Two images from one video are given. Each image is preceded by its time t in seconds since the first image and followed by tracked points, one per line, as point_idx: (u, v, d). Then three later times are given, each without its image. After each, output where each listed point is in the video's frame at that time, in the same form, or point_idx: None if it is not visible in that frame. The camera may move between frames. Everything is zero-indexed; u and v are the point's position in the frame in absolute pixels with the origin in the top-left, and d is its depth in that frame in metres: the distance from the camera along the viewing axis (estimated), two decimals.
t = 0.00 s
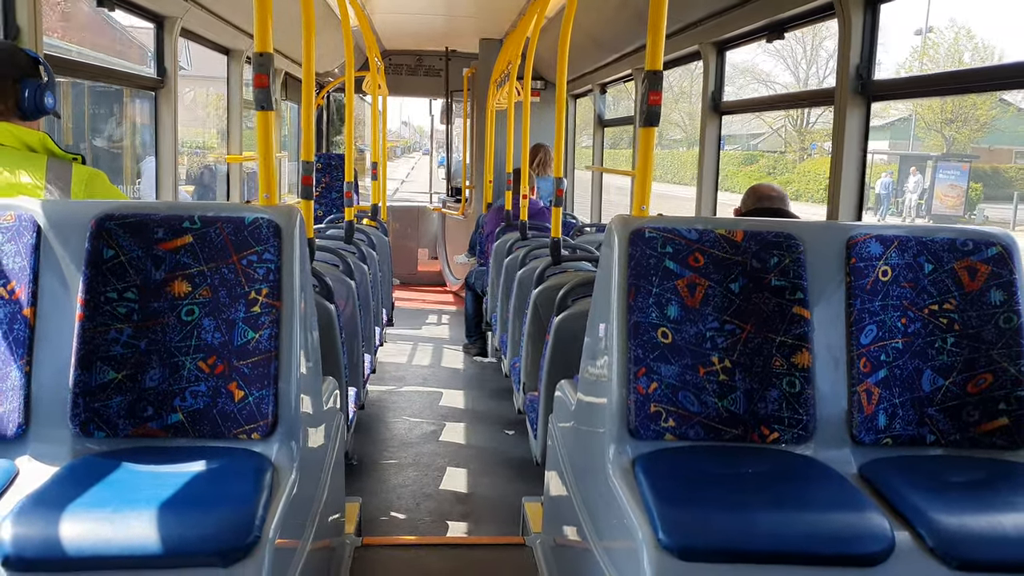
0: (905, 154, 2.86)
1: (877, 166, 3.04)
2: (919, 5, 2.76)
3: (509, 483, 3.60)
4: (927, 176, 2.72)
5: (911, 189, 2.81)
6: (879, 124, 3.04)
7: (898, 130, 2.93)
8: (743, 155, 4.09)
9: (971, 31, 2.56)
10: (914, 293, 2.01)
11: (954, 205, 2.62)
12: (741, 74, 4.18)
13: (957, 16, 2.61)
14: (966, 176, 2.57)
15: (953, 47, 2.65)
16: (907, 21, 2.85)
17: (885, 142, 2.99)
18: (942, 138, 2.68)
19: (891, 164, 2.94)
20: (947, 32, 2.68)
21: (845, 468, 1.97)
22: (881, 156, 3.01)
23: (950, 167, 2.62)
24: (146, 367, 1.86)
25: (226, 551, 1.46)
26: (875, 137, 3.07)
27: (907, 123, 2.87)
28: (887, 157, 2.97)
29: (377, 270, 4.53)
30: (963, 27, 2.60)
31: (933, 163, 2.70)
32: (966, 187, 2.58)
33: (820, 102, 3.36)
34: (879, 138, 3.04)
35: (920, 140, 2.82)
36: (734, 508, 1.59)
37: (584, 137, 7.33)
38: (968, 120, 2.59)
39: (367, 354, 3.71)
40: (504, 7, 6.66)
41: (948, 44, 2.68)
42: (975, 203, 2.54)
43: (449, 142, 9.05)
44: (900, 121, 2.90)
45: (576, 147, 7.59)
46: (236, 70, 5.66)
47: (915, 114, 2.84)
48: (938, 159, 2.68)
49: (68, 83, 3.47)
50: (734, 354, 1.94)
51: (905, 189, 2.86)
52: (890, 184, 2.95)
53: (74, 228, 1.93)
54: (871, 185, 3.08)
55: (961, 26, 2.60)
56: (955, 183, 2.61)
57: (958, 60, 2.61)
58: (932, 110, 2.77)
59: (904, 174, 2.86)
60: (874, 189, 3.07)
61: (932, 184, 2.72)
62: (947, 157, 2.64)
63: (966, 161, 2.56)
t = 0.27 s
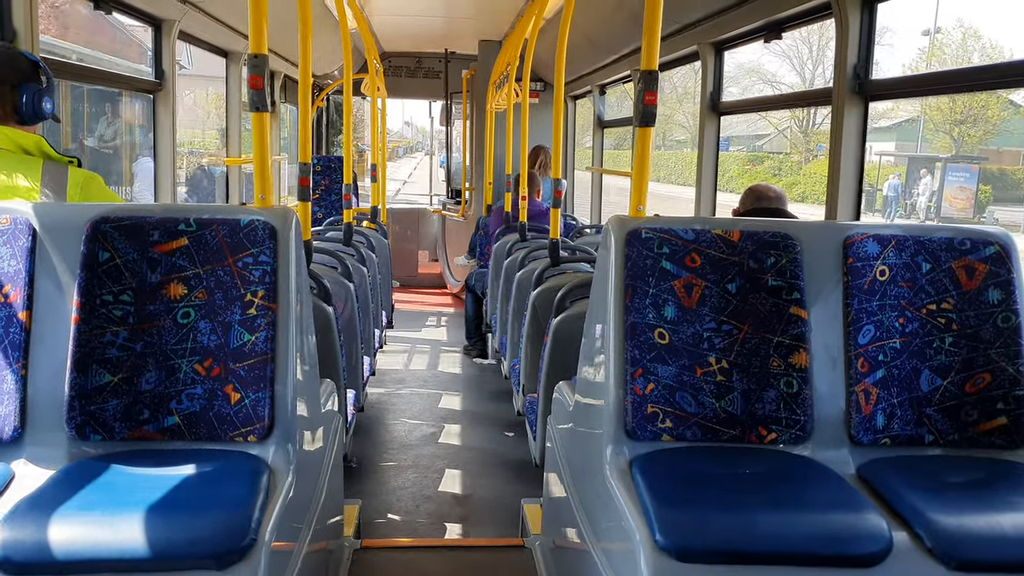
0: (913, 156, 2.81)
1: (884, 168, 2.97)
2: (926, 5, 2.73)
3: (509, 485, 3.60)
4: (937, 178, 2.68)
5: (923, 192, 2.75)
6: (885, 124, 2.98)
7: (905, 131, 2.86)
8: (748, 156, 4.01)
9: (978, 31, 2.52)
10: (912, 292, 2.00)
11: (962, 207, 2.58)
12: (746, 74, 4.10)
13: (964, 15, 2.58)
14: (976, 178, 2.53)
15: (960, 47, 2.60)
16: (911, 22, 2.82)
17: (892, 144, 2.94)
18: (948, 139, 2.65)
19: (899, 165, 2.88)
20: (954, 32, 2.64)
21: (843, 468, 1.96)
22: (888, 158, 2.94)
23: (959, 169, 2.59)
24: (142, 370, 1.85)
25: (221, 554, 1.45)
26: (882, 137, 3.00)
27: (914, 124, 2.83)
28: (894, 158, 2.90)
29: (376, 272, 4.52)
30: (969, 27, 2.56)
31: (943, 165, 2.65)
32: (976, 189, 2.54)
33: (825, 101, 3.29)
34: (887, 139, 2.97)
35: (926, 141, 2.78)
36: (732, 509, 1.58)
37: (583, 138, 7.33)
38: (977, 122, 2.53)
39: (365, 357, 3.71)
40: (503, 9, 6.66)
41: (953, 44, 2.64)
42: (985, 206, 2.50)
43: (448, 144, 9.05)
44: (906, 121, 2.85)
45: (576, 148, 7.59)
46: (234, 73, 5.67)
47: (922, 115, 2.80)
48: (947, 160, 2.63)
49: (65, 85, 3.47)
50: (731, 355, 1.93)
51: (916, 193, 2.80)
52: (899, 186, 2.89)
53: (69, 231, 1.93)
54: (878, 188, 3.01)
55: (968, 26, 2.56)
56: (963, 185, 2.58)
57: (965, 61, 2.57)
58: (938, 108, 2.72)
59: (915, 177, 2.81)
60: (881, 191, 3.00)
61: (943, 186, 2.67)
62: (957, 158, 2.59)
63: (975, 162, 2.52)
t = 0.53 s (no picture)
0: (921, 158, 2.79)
1: (892, 170, 2.95)
2: (936, 4, 2.71)
3: (514, 485, 3.60)
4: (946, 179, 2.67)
5: (934, 194, 2.72)
6: (893, 125, 2.97)
7: (912, 132, 2.87)
8: (754, 157, 4.00)
9: (987, 31, 2.50)
10: (918, 291, 2.01)
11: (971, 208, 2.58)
12: (752, 75, 4.09)
13: (972, 15, 2.56)
14: (986, 179, 2.52)
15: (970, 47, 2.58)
16: (921, 22, 2.81)
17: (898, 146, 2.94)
18: (956, 139, 2.64)
19: (907, 167, 2.86)
20: (963, 32, 2.62)
21: (851, 467, 1.96)
22: (895, 159, 2.93)
23: (969, 170, 2.58)
24: (150, 372, 1.86)
25: (232, 555, 1.46)
26: (890, 138, 2.99)
27: (922, 126, 2.82)
28: (901, 159, 2.90)
29: (380, 274, 4.53)
30: (978, 27, 2.54)
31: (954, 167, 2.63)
32: (986, 191, 2.54)
33: (829, 101, 3.30)
34: (893, 140, 2.97)
35: (934, 140, 2.75)
36: (740, 508, 1.59)
37: (586, 138, 7.34)
38: (991, 123, 2.49)
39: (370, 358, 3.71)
40: (505, 10, 6.67)
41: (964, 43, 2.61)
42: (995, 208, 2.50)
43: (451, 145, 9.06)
44: (914, 123, 2.86)
45: (579, 148, 7.60)
46: (238, 75, 5.68)
47: (930, 117, 2.79)
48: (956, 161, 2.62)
49: (70, 88, 3.48)
50: (738, 354, 1.94)
51: (927, 194, 2.77)
52: (907, 187, 2.87)
53: (77, 234, 1.93)
54: (886, 189, 2.98)
55: (977, 26, 2.54)
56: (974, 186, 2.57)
57: (974, 60, 2.56)
58: (946, 109, 2.71)
59: (924, 178, 2.78)
60: (889, 193, 2.97)
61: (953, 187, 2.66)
62: (967, 160, 2.58)
63: (985, 164, 2.51)
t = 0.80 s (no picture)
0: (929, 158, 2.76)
1: (899, 169, 2.92)
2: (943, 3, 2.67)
3: (515, 484, 3.60)
4: (953, 178, 2.65)
5: (942, 194, 2.69)
6: (899, 124, 2.94)
7: (919, 131, 2.85)
8: (758, 156, 3.97)
9: (996, 29, 2.46)
10: (919, 289, 2.00)
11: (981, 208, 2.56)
12: (755, 74, 4.05)
13: (981, 14, 2.51)
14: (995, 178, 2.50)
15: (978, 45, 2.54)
16: (928, 19, 2.76)
17: (904, 145, 2.91)
18: (965, 137, 2.61)
19: (913, 166, 2.84)
20: (972, 30, 2.57)
21: (851, 466, 1.96)
22: (902, 159, 2.90)
23: (978, 170, 2.55)
24: (149, 370, 1.86)
25: (230, 554, 1.45)
26: (895, 137, 2.96)
27: (929, 125, 2.80)
28: (907, 159, 2.88)
29: (381, 273, 4.53)
30: (987, 25, 2.49)
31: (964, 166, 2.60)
32: (995, 190, 2.52)
33: (831, 99, 3.29)
34: (899, 139, 2.94)
35: (941, 139, 2.73)
36: (740, 507, 1.58)
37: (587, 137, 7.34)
38: (999, 121, 2.47)
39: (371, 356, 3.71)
40: (507, 9, 6.66)
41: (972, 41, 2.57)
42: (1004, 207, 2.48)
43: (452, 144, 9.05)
44: (921, 122, 2.83)
45: (580, 147, 7.59)
46: (239, 74, 5.68)
47: (937, 116, 2.76)
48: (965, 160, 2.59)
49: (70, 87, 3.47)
50: (739, 353, 1.93)
51: (935, 193, 2.72)
52: (913, 187, 2.84)
53: (76, 233, 1.93)
54: (892, 189, 2.95)
55: (985, 24, 2.50)
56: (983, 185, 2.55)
57: (983, 57, 2.52)
58: (954, 108, 2.68)
59: (932, 177, 2.73)
60: (896, 192, 2.94)
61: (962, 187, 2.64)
62: (976, 159, 2.55)
63: (995, 163, 2.49)
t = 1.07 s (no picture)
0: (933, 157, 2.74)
1: (904, 168, 2.91)
2: None
3: (517, 482, 3.60)
4: (961, 178, 2.63)
5: (948, 192, 2.68)
6: (904, 123, 2.93)
7: (924, 131, 2.84)
8: (763, 155, 3.97)
9: (1005, 26, 2.44)
10: (921, 289, 2.00)
11: (986, 207, 2.54)
12: (759, 72, 4.04)
13: (989, 10, 2.49)
14: (1001, 177, 2.49)
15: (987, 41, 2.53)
16: (935, 16, 2.75)
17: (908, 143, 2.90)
18: (971, 136, 2.60)
19: (918, 165, 2.83)
20: (980, 27, 2.55)
21: (853, 465, 1.96)
22: (907, 157, 2.89)
23: (984, 168, 2.54)
24: (153, 366, 1.87)
25: (231, 550, 1.46)
26: (901, 136, 2.95)
27: (936, 123, 2.79)
28: (912, 158, 2.87)
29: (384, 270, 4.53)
30: (995, 22, 2.47)
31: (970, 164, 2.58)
32: (1000, 189, 2.50)
33: (835, 98, 3.29)
34: (904, 138, 2.94)
35: (946, 138, 2.72)
36: (740, 505, 1.58)
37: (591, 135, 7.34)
38: (1005, 120, 2.46)
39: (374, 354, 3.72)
40: (511, 7, 6.67)
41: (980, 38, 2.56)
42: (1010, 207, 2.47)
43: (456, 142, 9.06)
44: (927, 120, 2.83)
45: (584, 145, 7.59)
46: (243, 71, 5.70)
47: (944, 115, 2.75)
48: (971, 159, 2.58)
49: (75, 83, 3.49)
50: (740, 352, 1.93)
51: (941, 192, 2.71)
52: (919, 186, 2.83)
53: (80, 228, 1.94)
54: (898, 188, 2.94)
55: (993, 21, 2.48)
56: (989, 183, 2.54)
57: (991, 55, 2.51)
58: (962, 106, 2.67)
59: (937, 177, 2.73)
60: (901, 191, 2.93)
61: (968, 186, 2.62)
62: (981, 157, 2.54)
63: (1001, 162, 2.47)
